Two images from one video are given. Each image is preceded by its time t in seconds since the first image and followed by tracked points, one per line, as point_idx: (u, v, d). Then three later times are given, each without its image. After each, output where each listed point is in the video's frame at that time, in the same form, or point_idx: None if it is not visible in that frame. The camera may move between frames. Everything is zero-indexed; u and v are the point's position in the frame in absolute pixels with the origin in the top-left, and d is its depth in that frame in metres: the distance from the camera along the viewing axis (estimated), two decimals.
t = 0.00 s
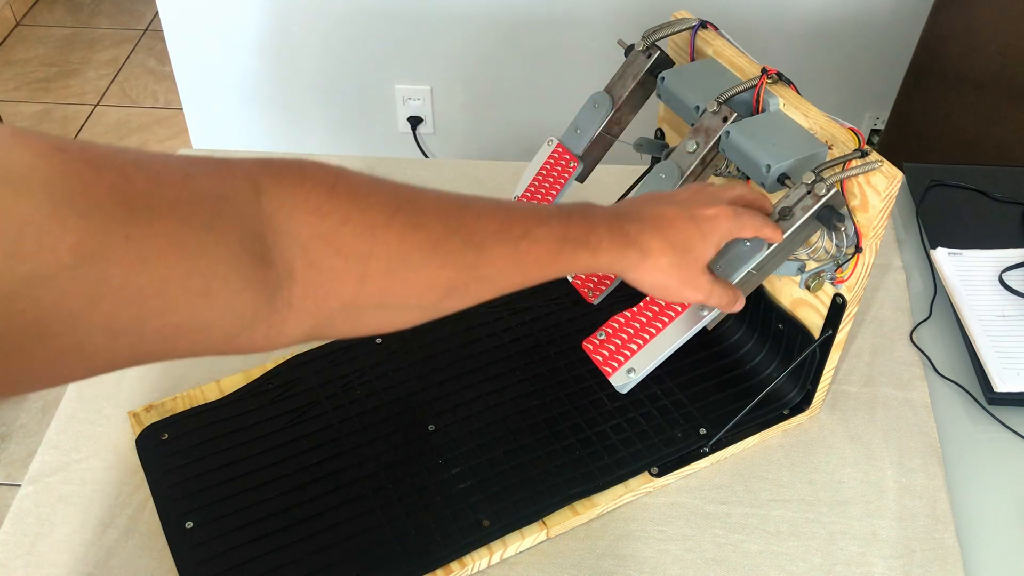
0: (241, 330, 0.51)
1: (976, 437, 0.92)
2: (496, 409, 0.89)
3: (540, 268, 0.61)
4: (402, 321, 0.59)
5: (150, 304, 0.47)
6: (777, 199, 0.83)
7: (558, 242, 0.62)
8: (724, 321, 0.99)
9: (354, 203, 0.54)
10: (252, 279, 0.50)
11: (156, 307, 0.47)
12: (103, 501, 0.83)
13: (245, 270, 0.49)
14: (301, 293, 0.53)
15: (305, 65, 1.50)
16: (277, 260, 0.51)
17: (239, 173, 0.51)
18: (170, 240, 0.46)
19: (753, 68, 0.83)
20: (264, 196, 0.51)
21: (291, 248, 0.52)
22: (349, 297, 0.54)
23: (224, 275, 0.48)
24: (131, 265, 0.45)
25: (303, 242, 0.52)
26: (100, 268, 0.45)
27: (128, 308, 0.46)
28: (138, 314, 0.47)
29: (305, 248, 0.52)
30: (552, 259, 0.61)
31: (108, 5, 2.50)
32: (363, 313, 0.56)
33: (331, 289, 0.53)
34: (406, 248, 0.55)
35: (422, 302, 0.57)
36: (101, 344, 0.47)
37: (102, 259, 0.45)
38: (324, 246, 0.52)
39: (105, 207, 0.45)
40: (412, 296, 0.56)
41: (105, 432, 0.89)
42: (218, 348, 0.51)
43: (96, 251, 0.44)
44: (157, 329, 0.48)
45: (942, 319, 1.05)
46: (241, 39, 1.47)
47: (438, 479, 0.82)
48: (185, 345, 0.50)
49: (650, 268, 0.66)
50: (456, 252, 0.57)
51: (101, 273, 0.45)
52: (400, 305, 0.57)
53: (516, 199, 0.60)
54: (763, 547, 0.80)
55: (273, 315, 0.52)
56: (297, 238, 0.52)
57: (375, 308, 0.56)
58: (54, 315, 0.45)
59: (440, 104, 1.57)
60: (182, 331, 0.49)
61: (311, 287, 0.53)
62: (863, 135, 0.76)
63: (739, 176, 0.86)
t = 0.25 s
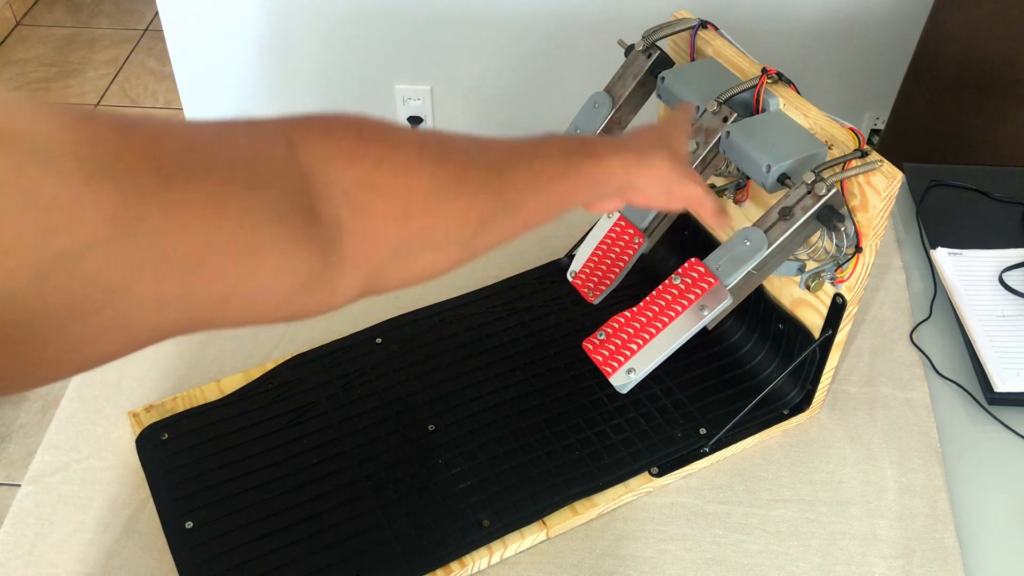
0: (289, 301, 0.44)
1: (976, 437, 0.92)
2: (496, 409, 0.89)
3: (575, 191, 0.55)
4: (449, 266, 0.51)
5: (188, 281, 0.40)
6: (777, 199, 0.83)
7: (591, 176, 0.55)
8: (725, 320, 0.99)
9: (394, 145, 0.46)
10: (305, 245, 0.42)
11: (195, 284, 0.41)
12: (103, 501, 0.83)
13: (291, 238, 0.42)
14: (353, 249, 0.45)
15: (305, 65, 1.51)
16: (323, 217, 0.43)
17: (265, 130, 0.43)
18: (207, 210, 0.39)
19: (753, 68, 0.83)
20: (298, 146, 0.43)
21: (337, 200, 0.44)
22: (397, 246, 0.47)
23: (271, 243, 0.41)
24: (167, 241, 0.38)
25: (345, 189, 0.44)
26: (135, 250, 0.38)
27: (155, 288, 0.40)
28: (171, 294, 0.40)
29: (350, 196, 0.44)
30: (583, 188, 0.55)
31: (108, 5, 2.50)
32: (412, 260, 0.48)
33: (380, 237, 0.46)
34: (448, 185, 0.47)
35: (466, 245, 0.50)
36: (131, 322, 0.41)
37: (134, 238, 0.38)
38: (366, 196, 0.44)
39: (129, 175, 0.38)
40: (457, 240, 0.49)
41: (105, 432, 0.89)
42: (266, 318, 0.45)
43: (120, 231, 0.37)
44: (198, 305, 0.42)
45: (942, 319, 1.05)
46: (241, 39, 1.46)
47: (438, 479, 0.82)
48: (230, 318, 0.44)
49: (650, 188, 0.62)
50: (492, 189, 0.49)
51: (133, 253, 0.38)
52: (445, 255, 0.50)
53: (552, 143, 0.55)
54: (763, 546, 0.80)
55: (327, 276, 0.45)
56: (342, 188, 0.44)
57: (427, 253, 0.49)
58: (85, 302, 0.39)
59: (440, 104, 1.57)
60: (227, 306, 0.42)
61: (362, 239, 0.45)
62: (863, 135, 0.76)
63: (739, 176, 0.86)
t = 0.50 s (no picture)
0: (306, 267, 0.43)
1: (976, 437, 0.92)
2: (496, 409, 0.89)
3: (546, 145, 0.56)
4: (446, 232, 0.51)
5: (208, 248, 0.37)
6: (777, 199, 0.83)
7: (555, 134, 0.56)
8: (725, 320, 0.99)
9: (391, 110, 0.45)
10: (319, 204, 0.40)
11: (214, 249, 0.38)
12: (103, 501, 0.83)
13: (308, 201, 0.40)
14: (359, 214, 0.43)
15: (305, 66, 1.51)
16: (338, 180, 0.42)
17: (264, 98, 0.41)
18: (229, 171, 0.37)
19: (753, 68, 0.83)
20: (311, 114, 0.41)
21: (347, 165, 0.42)
22: (402, 208, 0.45)
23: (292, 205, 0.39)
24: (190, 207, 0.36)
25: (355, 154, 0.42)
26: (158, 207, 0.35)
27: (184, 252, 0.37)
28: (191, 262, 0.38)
29: (360, 159, 0.43)
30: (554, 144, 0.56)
31: (108, 5, 2.50)
32: (413, 221, 0.47)
33: (386, 198, 0.44)
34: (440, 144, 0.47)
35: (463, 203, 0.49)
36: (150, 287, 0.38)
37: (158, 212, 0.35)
38: (375, 156, 0.43)
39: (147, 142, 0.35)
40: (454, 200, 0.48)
41: (105, 432, 0.89)
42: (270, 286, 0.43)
43: (147, 200, 0.35)
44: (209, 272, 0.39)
45: (942, 319, 1.05)
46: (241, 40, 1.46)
47: (438, 478, 0.82)
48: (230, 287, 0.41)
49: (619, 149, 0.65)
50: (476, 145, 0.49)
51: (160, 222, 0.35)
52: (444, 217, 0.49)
53: (512, 109, 0.55)
54: (763, 546, 0.80)
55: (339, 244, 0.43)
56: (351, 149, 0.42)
57: (427, 213, 0.47)
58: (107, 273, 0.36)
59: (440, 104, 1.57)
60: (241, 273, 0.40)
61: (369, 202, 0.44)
62: (863, 135, 0.76)
63: (739, 176, 0.86)
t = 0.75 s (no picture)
0: (240, 253, 0.45)
1: (976, 437, 0.92)
2: (496, 409, 0.89)
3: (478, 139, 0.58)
4: (376, 223, 0.54)
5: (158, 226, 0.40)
6: (778, 199, 0.83)
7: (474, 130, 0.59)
8: (724, 320, 0.99)
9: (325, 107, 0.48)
10: (250, 193, 0.44)
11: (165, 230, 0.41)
12: (103, 501, 0.83)
13: (240, 188, 0.43)
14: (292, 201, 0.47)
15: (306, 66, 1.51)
16: (266, 170, 0.45)
17: (202, 91, 0.44)
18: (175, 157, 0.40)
19: (753, 68, 0.83)
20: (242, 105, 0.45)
21: (276, 156, 0.45)
22: (333, 199, 0.49)
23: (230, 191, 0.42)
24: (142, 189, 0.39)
25: (286, 146, 0.46)
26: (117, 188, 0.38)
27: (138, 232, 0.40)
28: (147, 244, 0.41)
29: (288, 151, 0.46)
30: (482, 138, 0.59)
31: (108, 5, 2.50)
32: (346, 211, 0.50)
33: (316, 189, 0.47)
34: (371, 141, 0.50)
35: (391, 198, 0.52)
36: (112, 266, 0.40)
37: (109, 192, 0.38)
38: (305, 149, 0.46)
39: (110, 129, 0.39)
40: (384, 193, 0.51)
41: (105, 432, 0.89)
42: (207, 272, 0.45)
43: (104, 181, 0.38)
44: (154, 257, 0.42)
45: (942, 318, 1.05)
46: (241, 40, 1.46)
47: (438, 478, 0.82)
48: (166, 273, 0.43)
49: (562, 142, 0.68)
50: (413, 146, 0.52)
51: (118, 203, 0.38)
52: (376, 207, 0.52)
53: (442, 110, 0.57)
54: (763, 546, 0.80)
55: (271, 229, 0.46)
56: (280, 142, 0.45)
57: (356, 205, 0.51)
58: (78, 245, 0.38)
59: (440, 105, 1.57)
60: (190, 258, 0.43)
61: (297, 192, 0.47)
62: (863, 135, 0.76)
63: (739, 176, 0.86)
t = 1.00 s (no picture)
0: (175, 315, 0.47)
1: (976, 437, 0.92)
2: (496, 409, 0.89)
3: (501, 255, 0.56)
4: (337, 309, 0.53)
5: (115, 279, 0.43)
6: (777, 199, 0.83)
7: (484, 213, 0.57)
8: (724, 321, 0.99)
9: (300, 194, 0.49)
10: (189, 262, 0.45)
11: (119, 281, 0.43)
12: (103, 501, 0.83)
13: (185, 256, 0.45)
14: (230, 282, 0.47)
15: (306, 66, 1.51)
16: (211, 242, 0.46)
17: (180, 155, 0.46)
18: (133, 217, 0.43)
19: (753, 68, 0.83)
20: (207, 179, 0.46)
21: (229, 233, 0.47)
22: (282, 283, 0.49)
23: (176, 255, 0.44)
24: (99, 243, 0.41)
25: (243, 225, 0.47)
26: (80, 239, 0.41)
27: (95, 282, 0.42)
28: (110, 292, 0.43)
29: (240, 232, 0.47)
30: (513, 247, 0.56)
31: (107, 5, 2.50)
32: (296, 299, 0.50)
33: (261, 276, 0.48)
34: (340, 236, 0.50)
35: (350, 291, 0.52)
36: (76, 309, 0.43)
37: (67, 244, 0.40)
38: (259, 233, 0.47)
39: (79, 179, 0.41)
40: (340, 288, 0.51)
41: (105, 432, 0.89)
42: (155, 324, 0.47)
43: (61, 234, 0.40)
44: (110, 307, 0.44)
45: (942, 318, 1.05)
46: (241, 40, 1.47)
47: (438, 478, 0.82)
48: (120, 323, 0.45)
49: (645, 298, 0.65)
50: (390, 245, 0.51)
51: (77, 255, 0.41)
52: (334, 300, 0.51)
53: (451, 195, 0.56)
54: (763, 547, 0.80)
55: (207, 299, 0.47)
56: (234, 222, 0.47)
57: (306, 296, 0.51)
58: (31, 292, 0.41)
59: (440, 105, 1.57)
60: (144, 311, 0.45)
61: (236, 274, 0.47)
62: (863, 135, 0.76)
63: (739, 176, 0.86)
